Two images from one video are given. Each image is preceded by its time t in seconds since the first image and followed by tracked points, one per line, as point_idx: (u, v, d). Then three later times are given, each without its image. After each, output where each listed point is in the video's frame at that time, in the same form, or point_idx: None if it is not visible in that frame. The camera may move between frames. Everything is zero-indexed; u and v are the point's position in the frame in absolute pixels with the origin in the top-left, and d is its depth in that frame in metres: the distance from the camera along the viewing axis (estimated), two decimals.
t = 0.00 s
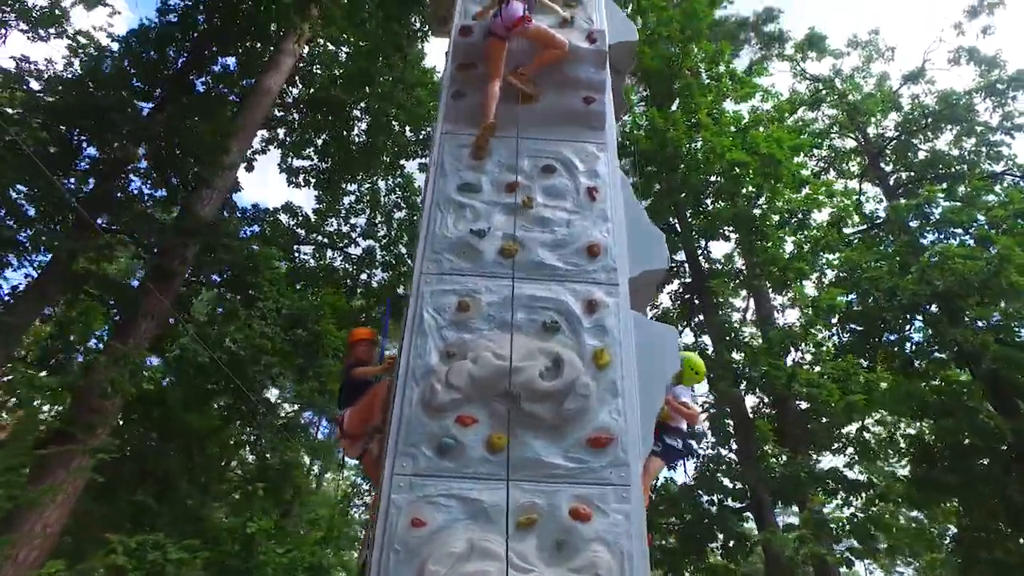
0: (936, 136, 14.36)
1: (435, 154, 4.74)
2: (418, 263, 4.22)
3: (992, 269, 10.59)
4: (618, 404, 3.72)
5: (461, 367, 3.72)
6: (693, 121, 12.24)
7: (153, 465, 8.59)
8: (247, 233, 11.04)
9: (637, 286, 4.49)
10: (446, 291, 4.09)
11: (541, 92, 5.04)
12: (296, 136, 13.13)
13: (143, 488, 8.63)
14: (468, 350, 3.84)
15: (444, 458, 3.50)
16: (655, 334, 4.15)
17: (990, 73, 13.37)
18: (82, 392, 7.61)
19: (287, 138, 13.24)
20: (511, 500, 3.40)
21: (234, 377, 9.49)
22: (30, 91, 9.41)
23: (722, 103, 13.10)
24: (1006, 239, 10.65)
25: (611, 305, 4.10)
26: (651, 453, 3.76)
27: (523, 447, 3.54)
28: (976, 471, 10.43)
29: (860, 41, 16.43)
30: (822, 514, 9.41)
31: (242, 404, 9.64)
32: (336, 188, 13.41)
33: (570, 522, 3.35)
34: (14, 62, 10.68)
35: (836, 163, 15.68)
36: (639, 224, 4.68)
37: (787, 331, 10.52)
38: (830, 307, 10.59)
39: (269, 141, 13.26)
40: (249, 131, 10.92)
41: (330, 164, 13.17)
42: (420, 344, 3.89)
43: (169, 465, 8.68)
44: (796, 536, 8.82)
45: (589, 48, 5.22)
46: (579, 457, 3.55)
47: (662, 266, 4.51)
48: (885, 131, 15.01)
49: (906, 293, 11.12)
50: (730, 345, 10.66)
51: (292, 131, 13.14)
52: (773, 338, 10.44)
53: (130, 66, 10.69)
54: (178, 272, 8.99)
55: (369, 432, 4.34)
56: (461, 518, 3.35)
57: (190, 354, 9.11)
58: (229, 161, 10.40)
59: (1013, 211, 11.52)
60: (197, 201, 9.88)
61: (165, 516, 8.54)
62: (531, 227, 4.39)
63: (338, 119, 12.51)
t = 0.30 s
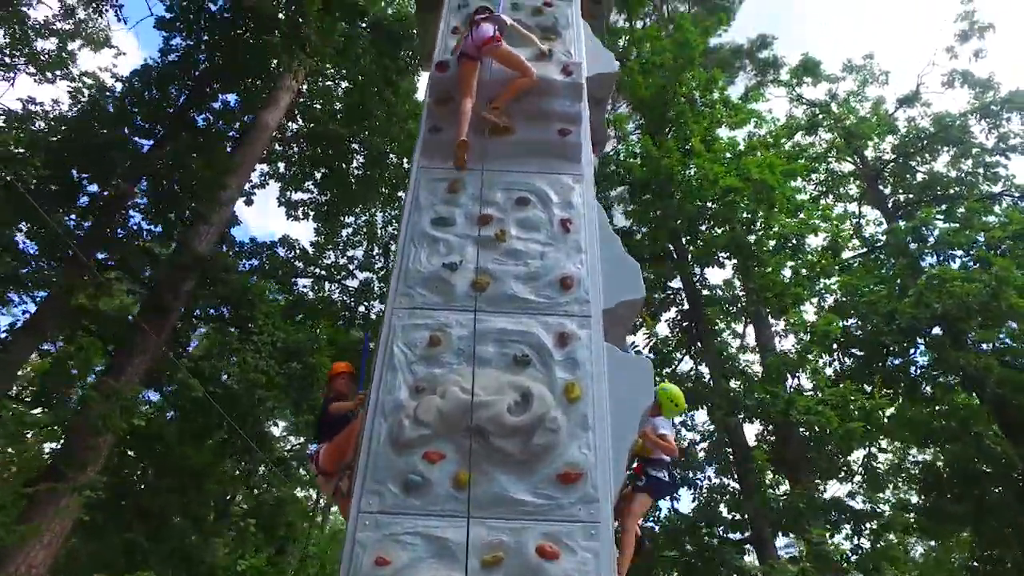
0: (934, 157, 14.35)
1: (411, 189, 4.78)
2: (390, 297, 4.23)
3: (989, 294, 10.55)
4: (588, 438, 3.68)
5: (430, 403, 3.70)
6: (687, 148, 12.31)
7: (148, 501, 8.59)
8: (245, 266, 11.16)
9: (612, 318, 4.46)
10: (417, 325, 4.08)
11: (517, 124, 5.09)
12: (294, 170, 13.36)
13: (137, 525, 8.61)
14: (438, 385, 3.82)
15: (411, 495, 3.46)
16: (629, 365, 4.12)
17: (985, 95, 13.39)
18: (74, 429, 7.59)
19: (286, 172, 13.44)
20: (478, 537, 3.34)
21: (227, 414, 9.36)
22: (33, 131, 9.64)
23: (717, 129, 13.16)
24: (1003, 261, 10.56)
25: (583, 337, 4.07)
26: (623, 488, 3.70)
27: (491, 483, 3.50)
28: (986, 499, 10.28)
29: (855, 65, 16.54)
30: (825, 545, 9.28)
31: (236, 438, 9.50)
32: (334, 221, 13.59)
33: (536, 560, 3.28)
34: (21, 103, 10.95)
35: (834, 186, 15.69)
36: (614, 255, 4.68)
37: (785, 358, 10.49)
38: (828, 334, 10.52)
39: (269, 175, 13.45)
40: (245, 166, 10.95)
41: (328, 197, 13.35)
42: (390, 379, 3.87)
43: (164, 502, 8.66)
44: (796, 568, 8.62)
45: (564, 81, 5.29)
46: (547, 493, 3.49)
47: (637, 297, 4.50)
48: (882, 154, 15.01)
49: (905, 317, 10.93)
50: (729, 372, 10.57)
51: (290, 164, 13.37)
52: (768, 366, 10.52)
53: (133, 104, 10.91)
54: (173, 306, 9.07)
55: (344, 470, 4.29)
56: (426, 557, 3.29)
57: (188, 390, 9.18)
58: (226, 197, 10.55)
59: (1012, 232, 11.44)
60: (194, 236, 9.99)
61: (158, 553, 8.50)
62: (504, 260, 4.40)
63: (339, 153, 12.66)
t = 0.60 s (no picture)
0: (934, 184, 14.36)
1: (395, 226, 4.84)
2: (371, 334, 4.25)
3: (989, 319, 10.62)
4: (566, 473, 3.64)
5: (407, 439, 3.69)
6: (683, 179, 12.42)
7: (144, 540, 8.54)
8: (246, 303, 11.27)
9: (594, 351, 4.46)
10: (397, 361, 4.10)
11: (500, 161, 5.17)
12: (296, 207, 13.62)
13: (133, 564, 8.55)
14: (416, 421, 3.81)
15: (386, 532, 3.43)
16: (609, 399, 4.10)
17: (981, 121, 13.44)
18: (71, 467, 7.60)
19: (290, 209, 13.68)
20: None
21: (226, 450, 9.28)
22: (40, 174, 9.88)
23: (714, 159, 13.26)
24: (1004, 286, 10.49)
25: (563, 371, 4.06)
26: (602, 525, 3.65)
27: (467, 520, 3.46)
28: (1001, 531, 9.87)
29: (851, 95, 16.69)
30: None
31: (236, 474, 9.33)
32: (336, 256, 13.74)
33: None
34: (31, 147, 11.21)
35: (834, 215, 15.69)
36: (596, 288, 4.69)
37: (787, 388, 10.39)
38: (828, 363, 10.47)
39: (272, 212, 13.68)
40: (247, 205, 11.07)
41: (330, 233, 13.57)
42: (368, 415, 3.87)
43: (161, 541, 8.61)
44: None
45: (546, 118, 5.39)
46: (524, 530, 3.45)
47: (618, 329, 4.50)
48: (881, 181, 15.02)
49: (907, 344, 11.00)
50: (731, 403, 10.44)
51: (293, 201, 13.61)
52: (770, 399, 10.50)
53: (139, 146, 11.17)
54: (172, 344, 9.11)
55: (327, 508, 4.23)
56: None
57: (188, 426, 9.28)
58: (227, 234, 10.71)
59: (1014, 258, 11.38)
60: (195, 274, 10.13)
61: None
62: (485, 294, 4.43)
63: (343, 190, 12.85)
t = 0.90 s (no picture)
0: (944, 193, 14.21)
1: (383, 254, 4.91)
2: (358, 362, 4.31)
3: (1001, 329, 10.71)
4: (549, 499, 3.64)
5: (391, 466, 3.72)
6: (686, 195, 12.41)
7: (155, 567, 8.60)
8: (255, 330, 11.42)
9: (580, 374, 4.47)
10: (383, 389, 4.14)
11: (487, 187, 5.25)
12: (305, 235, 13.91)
13: None
14: (400, 448, 3.84)
15: (369, 560, 3.45)
16: (594, 423, 4.10)
17: (990, 129, 13.31)
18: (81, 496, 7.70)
19: (299, 236, 13.90)
20: None
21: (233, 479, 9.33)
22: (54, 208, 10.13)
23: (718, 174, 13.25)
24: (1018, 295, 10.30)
25: (547, 396, 4.08)
26: (587, 550, 3.63)
27: (449, 547, 3.47)
28: None
29: (857, 105, 16.61)
30: None
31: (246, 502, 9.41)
32: (344, 281, 13.90)
33: None
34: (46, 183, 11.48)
35: (844, 226, 15.55)
36: (582, 311, 4.72)
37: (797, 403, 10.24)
38: (835, 378, 10.46)
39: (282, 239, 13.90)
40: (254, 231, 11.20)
41: (339, 260, 13.83)
42: (353, 443, 3.91)
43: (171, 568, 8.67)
44: None
45: (532, 143, 5.47)
46: (506, 556, 3.45)
47: (604, 352, 4.52)
48: (890, 191, 14.88)
49: (918, 356, 10.84)
50: (741, 421, 10.31)
51: (302, 228, 13.84)
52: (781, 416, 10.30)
53: (149, 178, 11.40)
54: (180, 373, 9.16)
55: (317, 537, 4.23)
56: None
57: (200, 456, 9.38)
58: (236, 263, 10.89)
59: None
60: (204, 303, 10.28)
61: None
62: (470, 321, 4.47)
63: (351, 216, 13.03)
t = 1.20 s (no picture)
0: (961, 188, 13.95)
1: (374, 269, 4.98)
2: (347, 377, 4.36)
3: (1020, 326, 10.67)
4: (532, 508, 3.63)
5: (376, 479, 3.75)
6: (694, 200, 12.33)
7: None
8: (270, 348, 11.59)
9: (569, 383, 4.47)
10: (370, 403, 4.19)
11: (475, 200, 5.31)
12: (317, 253, 13.98)
13: None
14: (386, 461, 3.87)
15: (353, 573, 3.48)
16: (582, 431, 4.08)
17: (1005, 122, 13.05)
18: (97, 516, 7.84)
19: (312, 255, 14.09)
20: None
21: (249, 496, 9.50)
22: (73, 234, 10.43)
23: (727, 178, 13.16)
24: None
25: (532, 406, 4.08)
26: (573, 561, 3.61)
27: (432, 559, 3.48)
28: None
29: (869, 104, 16.41)
30: None
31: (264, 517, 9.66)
32: (357, 297, 14.03)
33: None
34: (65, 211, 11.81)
35: (859, 226, 15.32)
36: (571, 320, 4.72)
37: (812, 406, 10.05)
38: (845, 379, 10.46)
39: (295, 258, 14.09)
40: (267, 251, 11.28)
41: (351, 276, 13.97)
42: (341, 457, 3.94)
43: None
44: None
45: (519, 154, 5.52)
46: (489, 567, 3.44)
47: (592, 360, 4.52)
48: (906, 189, 14.64)
49: (936, 356, 10.62)
50: (758, 429, 10.16)
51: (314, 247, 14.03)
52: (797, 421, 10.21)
53: (164, 203, 11.69)
54: (193, 394, 9.31)
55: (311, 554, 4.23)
56: None
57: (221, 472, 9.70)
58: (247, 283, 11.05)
59: None
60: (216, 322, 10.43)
61: None
62: (457, 333, 4.51)
63: (362, 233, 13.17)
